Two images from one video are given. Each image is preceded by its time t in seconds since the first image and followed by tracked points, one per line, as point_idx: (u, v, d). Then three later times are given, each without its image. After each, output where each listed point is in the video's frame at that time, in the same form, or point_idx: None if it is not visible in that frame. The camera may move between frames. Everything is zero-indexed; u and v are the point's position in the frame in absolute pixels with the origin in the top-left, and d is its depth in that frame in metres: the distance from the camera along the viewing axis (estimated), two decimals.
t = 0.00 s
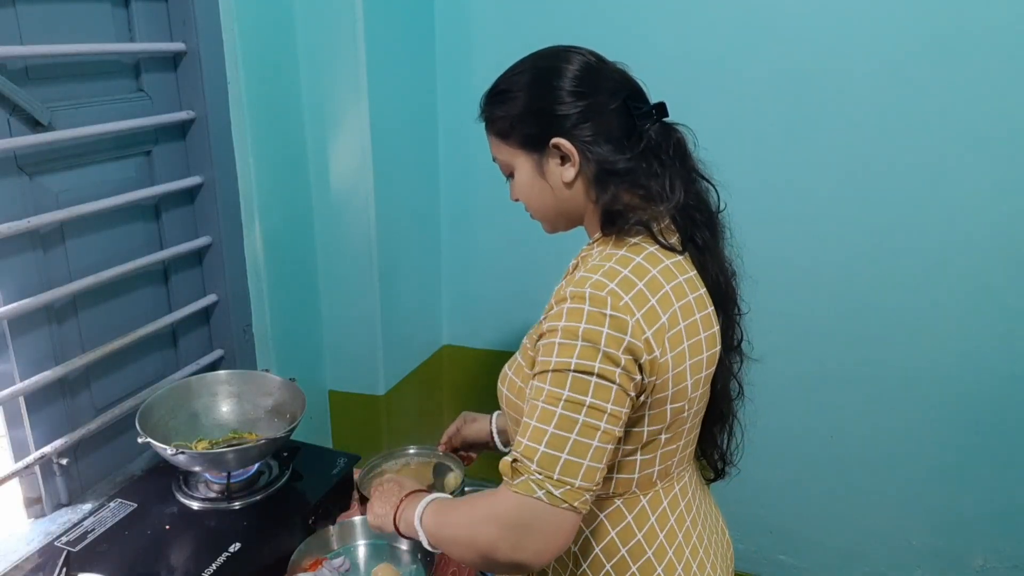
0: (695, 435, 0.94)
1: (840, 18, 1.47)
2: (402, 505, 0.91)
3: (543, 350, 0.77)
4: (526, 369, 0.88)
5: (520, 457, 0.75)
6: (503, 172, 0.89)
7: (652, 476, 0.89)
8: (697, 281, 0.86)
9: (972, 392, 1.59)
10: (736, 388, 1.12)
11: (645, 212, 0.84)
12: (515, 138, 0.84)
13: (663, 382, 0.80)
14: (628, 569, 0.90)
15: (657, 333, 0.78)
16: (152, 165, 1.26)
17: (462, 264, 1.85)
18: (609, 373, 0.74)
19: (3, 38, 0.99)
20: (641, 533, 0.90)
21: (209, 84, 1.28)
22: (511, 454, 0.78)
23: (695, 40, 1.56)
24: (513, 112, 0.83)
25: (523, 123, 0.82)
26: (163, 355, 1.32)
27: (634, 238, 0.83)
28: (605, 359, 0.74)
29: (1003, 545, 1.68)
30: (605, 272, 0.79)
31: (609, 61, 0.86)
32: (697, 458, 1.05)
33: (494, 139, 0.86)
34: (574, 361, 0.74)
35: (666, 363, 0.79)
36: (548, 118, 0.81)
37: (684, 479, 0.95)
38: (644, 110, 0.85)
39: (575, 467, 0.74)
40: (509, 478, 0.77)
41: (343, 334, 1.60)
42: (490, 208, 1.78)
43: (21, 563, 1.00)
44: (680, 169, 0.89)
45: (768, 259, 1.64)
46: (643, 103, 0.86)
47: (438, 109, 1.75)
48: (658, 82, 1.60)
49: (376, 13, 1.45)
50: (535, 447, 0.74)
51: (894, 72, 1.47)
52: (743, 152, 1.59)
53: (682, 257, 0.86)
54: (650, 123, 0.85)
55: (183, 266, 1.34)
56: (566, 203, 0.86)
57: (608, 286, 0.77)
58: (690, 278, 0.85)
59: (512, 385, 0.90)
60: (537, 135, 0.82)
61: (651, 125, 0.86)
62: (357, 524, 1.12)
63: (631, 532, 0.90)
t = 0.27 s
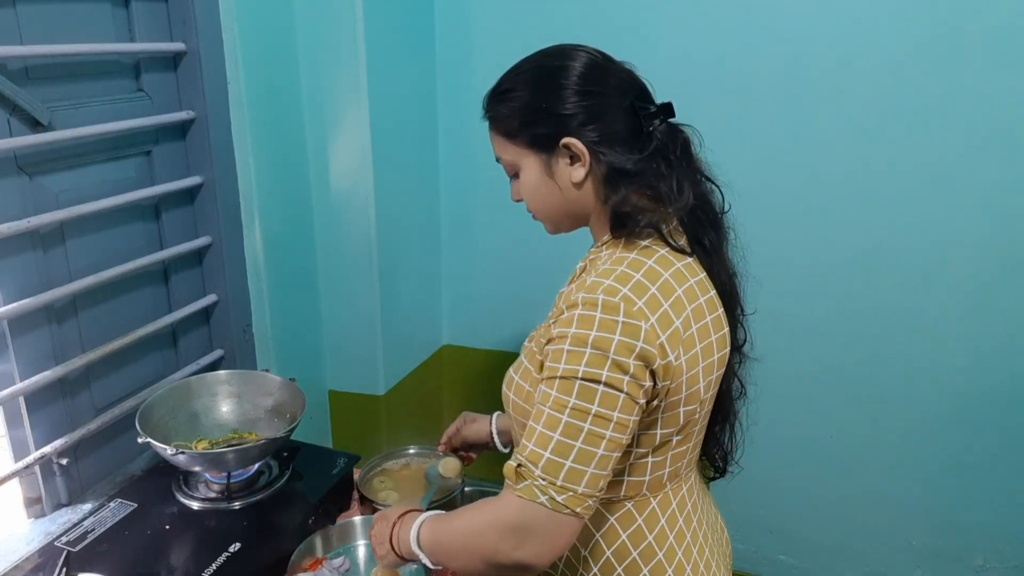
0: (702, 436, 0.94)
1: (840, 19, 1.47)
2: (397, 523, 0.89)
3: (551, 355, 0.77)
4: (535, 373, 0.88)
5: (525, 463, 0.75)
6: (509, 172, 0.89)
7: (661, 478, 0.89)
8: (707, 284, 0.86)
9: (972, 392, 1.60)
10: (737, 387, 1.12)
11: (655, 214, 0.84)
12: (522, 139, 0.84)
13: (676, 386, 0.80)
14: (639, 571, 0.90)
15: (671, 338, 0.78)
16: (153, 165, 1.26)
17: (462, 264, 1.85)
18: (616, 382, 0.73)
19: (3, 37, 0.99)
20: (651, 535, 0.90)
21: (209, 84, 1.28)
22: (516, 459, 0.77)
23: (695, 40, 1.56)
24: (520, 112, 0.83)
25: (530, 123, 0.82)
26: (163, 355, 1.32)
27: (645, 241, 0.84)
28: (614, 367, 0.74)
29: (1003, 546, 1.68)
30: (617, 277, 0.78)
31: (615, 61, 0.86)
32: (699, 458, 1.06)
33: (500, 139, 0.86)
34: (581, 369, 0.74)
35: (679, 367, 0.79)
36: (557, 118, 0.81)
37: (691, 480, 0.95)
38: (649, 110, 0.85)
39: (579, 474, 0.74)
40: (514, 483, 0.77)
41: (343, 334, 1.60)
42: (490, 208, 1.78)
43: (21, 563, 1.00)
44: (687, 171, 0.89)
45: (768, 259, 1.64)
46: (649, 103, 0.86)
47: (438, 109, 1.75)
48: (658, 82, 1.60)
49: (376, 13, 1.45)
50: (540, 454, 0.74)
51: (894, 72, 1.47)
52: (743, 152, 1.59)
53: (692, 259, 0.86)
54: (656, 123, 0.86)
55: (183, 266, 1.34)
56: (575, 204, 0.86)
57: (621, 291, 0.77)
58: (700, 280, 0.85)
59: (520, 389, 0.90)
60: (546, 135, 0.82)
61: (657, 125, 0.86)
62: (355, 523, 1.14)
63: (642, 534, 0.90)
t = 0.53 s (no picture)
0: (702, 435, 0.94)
1: (839, 19, 1.47)
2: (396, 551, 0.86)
3: (579, 359, 0.75)
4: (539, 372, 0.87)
5: (585, 475, 0.73)
6: (509, 171, 0.89)
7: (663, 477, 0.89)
8: (710, 282, 0.86)
9: (972, 391, 1.59)
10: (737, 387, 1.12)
11: (657, 213, 0.84)
12: (524, 137, 0.84)
13: (688, 383, 0.80)
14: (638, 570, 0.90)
15: (686, 333, 0.78)
16: (153, 165, 1.26)
17: (462, 264, 1.85)
18: (656, 375, 0.74)
19: (3, 37, 0.99)
20: (651, 534, 0.90)
21: (209, 84, 1.28)
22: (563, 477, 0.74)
23: (695, 40, 1.56)
24: (521, 111, 0.83)
25: (531, 122, 0.82)
26: (163, 355, 1.32)
27: (649, 240, 0.84)
28: (650, 361, 0.74)
29: (1003, 545, 1.68)
30: (626, 276, 0.79)
31: (615, 60, 0.86)
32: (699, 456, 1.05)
33: (500, 138, 0.86)
34: (621, 367, 0.73)
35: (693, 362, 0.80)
36: (557, 118, 0.81)
37: (690, 479, 0.95)
38: (651, 109, 0.85)
39: (643, 474, 0.73)
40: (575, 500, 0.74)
41: (343, 333, 1.60)
42: (490, 208, 1.78)
43: (21, 562, 1.00)
44: (688, 170, 0.90)
45: (768, 259, 1.64)
46: (650, 102, 0.86)
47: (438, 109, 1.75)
48: (658, 82, 1.60)
49: (376, 13, 1.45)
50: (602, 460, 0.72)
51: (894, 72, 1.47)
52: (742, 152, 1.59)
53: (694, 258, 0.86)
54: (657, 122, 0.85)
55: (183, 266, 1.34)
56: (576, 203, 0.86)
57: (633, 291, 0.77)
58: (704, 279, 0.85)
59: (523, 389, 0.89)
60: (546, 134, 0.82)
61: (658, 124, 0.86)
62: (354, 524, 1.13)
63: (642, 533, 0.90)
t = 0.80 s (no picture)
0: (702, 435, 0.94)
1: (839, 18, 1.47)
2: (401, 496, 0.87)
3: (562, 357, 0.76)
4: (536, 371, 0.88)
5: (550, 469, 0.74)
6: (508, 171, 0.89)
7: (663, 477, 0.89)
8: (707, 282, 0.86)
9: (972, 391, 1.59)
10: (738, 386, 1.12)
11: (655, 213, 0.84)
12: (521, 139, 0.84)
13: (680, 385, 0.80)
14: (638, 570, 0.91)
15: (677, 336, 0.78)
16: (153, 165, 1.26)
17: (462, 263, 1.85)
18: (634, 381, 0.73)
19: (3, 37, 0.99)
20: (652, 534, 0.90)
21: (209, 84, 1.28)
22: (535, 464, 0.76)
23: (694, 40, 1.56)
24: (520, 112, 0.83)
25: (529, 123, 0.82)
26: (163, 355, 1.32)
27: (645, 240, 0.83)
28: (630, 365, 0.73)
29: (1004, 545, 1.68)
30: (619, 276, 0.78)
31: (614, 61, 0.86)
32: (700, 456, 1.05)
33: (499, 139, 0.86)
34: (598, 369, 0.73)
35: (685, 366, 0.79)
36: (555, 119, 0.81)
37: (691, 479, 0.95)
38: (649, 110, 0.85)
39: (606, 477, 0.74)
40: (540, 490, 0.75)
41: (343, 333, 1.60)
42: (490, 207, 1.78)
43: (21, 562, 1.00)
44: (687, 170, 0.90)
45: (768, 259, 1.64)
46: (648, 103, 0.86)
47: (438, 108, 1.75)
48: (657, 81, 1.60)
49: (376, 13, 1.45)
50: (566, 458, 0.73)
51: (894, 71, 1.47)
52: (743, 152, 1.59)
53: (692, 258, 0.86)
54: (655, 123, 0.86)
55: (183, 266, 1.34)
56: (573, 204, 0.86)
57: (625, 291, 0.77)
58: (700, 279, 0.84)
59: (521, 389, 0.89)
60: (544, 135, 0.82)
61: (657, 126, 0.86)
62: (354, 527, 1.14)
63: (642, 533, 0.90)
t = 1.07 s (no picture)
0: (694, 435, 0.93)
1: (840, 19, 1.47)
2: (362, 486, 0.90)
3: (529, 341, 0.77)
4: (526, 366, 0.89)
5: (495, 443, 0.76)
6: (505, 170, 0.89)
7: (651, 476, 0.89)
8: (692, 280, 0.86)
9: (972, 391, 1.59)
10: (736, 389, 1.12)
11: (642, 211, 0.84)
12: (516, 137, 0.84)
13: (656, 382, 0.80)
14: (627, 569, 0.90)
15: (651, 333, 0.78)
16: (152, 165, 1.26)
17: (462, 264, 1.85)
18: (589, 372, 0.74)
19: (3, 37, 0.99)
20: (640, 533, 0.90)
21: (209, 84, 1.28)
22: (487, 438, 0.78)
23: (695, 40, 1.56)
24: (516, 111, 0.83)
25: (524, 122, 0.82)
26: (163, 355, 1.32)
27: (630, 237, 0.83)
28: (587, 357, 0.74)
29: (1003, 545, 1.68)
30: (598, 270, 0.78)
31: (611, 61, 0.86)
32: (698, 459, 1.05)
33: (496, 137, 0.86)
34: (555, 357, 0.74)
35: (658, 365, 0.79)
36: (550, 118, 0.81)
37: (684, 479, 0.95)
38: (645, 110, 0.85)
39: (544, 460, 0.74)
40: (480, 461, 0.77)
41: (342, 333, 1.60)
42: (490, 208, 1.78)
43: (21, 562, 1.00)
44: (680, 170, 0.89)
45: (768, 259, 1.64)
46: (644, 103, 0.86)
47: (438, 108, 1.75)
48: (657, 82, 1.60)
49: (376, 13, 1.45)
50: (510, 436, 0.75)
51: (894, 72, 1.47)
52: (743, 152, 1.59)
53: (678, 256, 0.86)
54: (651, 123, 0.86)
55: (183, 266, 1.34)
56: (567, 202, 0.86)
57: (600, 284, 0.77)
58: (685, 278, 0.84)
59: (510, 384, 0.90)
60: (538, 134, 0.82)
61: (652, 126, 0.86)
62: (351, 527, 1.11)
63: (630, 532, 0.90)
